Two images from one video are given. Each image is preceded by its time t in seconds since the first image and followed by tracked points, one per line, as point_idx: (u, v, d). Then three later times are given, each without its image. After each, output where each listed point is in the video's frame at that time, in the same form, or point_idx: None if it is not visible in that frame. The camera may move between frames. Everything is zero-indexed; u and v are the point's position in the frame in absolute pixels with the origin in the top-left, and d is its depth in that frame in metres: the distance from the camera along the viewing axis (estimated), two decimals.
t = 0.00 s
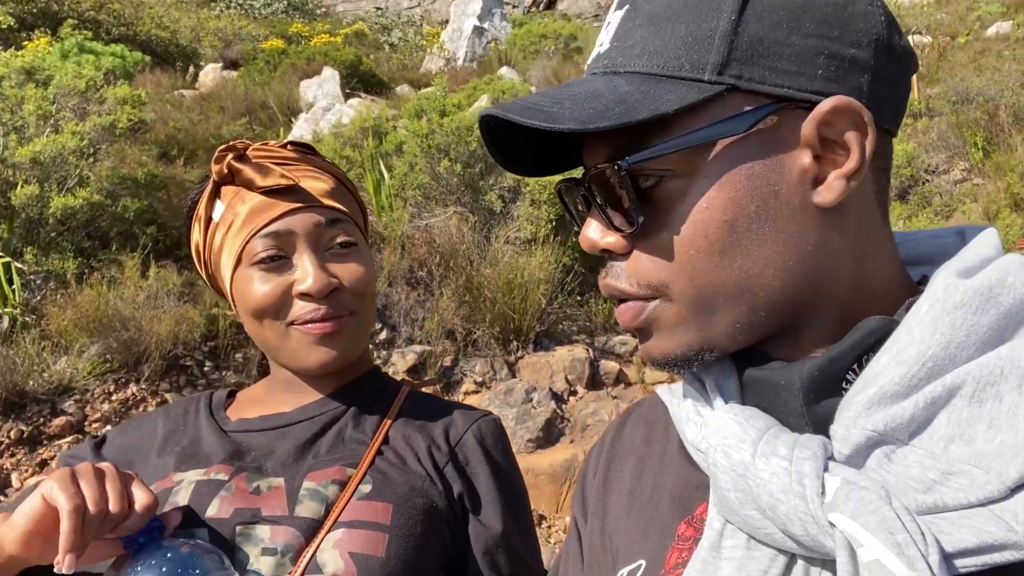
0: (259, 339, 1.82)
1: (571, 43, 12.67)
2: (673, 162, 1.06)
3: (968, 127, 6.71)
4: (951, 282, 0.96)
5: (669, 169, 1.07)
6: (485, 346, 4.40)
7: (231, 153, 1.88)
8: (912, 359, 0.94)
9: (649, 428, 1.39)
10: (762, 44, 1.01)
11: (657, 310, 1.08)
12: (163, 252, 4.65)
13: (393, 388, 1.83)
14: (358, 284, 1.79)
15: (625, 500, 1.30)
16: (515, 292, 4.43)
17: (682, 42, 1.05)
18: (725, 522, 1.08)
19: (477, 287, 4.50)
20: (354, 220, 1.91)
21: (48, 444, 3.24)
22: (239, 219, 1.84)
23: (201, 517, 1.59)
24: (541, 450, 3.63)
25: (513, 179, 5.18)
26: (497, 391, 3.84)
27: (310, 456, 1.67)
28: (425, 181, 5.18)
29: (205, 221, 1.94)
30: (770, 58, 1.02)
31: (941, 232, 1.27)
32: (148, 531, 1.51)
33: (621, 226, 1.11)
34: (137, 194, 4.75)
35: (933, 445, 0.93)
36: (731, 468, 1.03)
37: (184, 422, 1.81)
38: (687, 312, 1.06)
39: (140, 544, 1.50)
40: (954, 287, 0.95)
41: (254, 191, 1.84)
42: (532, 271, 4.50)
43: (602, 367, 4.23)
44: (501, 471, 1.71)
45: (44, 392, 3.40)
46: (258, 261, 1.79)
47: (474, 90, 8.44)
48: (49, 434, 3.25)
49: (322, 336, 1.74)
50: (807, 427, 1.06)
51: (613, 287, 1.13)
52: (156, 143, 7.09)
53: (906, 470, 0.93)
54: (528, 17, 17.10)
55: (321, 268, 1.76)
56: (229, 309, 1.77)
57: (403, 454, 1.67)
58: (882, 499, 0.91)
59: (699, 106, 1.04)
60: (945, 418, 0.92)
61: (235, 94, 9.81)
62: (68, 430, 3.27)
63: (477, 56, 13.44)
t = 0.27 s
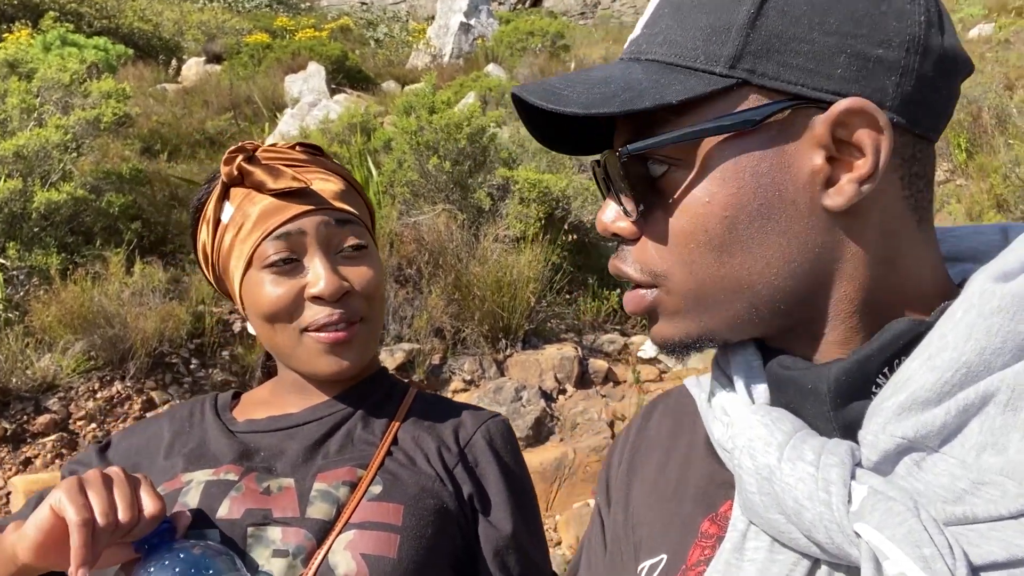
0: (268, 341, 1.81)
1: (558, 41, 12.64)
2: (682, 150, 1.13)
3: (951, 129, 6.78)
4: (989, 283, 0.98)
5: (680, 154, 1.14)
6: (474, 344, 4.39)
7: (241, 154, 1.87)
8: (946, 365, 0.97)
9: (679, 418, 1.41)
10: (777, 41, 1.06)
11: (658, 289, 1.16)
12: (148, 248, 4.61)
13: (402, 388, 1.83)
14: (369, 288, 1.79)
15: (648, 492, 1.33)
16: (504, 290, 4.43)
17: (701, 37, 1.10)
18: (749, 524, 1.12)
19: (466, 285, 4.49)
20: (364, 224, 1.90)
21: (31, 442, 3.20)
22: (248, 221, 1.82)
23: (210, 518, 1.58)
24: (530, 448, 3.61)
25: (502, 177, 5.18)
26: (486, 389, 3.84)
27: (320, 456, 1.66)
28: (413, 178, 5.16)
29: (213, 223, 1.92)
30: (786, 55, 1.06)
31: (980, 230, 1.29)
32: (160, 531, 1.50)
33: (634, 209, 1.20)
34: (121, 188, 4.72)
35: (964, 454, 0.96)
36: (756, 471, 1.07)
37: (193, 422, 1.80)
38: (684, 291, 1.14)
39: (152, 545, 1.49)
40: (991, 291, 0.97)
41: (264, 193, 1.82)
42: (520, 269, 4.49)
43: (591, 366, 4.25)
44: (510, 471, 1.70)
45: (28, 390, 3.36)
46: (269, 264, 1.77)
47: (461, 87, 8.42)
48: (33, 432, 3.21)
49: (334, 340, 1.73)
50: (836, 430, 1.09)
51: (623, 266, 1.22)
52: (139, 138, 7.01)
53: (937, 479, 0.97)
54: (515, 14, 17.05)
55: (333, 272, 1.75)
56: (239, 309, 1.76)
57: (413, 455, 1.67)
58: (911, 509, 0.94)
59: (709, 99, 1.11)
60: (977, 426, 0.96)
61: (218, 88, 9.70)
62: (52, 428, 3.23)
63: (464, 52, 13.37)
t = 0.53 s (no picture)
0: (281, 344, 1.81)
1: (551, 46, 12.69)
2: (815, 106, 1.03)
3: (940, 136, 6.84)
4: (999, 285, 0.98)
5: (818, 112, 1.03)
6: (469, 348, 4.40)
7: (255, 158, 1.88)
8: (957, 367, 0.95)
9: (685, 427, 1.40)
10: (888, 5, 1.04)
11: (820, 267, 1.00)
12: (142, 250, 4.59)
13: (414, 394, 1.84)
14: (381, 292, 1.79)
15: (658, 499, 1.31)
16: (499, 294, 4.45)
17: None
18: (761, 529, 1.09)
19: (462, 289, 4.50)
20: (376, 228, 1.91)
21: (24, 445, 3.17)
22: (263, 224, 1.83)
23: (223, 521, 1.57)
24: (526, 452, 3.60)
25: (497, 182, 5.19)
26: (482, 393, 3.84)
27: (331, 461, 1.66)
28: (409, 181, 5.16)
29: (227, 226, 1.93)
30: (905, 18, 1.05)
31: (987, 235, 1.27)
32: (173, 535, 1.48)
33: (767, 179, 1.05)
34: (114, 191, 4.70)
35: (977, 455, 0.94)
36: (768, 475, 1.04)
37: (203, 427, 1.80)
38: (851, 268, 0.99)
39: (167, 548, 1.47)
40: (1003, 293, 0.97)
41: (278, 196, 1.83)
42: (516, 274, 4.52)
43: (586, 371, 4.28)
44: (520, 478, 1.71)
45: (21, 393, 3.33)
46: (284, 266, 1.78)
47: (454, 91, 8.45)
48: (26, 436, 3.18)
49: (347, 343, 1.73)
50: (854, 434, 1.08)
51: (754, 247, 1.05)
52: (132, 140, 7.00)
53: (950, 481, 0.93)
54: (507, 19, 17.13)
55: (346, 274, 1.75)
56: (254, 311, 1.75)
57: (425, 460, 1.67)
58: (925, 511, 0.90)
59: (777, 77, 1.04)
60: (989, 426, 0.94)
61: (211, 90, 9.69)
62: (45, 431, 3.21)
63: (457, 56, 13.42)
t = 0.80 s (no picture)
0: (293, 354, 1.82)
1: (564, 59, 12.78)
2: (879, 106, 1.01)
3: (955, 148, 6.80)
4: (953, 289, 1.00)
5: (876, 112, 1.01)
6: (480, 360, 4.40)
7: (268, 172, 1.91)
8: (917, 372, 0.97)
9: (657, 444, 1.39)
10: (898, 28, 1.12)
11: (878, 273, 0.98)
12: (157, 262, 4.64)
13: (419, 407, 1.84)
14: (390, 303, 1.81)
15: (634, 515, 1.29)
16: (510, 306, 4.46)
17: None
18: (734, 542, 1.08)
19: (473, 300, 4.52)
20: (385, 239, 1.93)
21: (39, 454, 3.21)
22: (275, 236, 1.85)
23: (231, 525, 1.59)
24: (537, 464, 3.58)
25: (509, 194, 5.21)
26: (492, 405, 3.83)
27: (338, 468, 1.68)
28: (421, 194, 5.19)
29: (240, 239, 1.96)
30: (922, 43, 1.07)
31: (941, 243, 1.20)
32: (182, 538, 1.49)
33: (835, 172, 0.98)
34: (131, 203, 4.77)
35: (939, 459, 0.96)
36: (739, 487, 1.03)
37: (212, 435, 1.83)
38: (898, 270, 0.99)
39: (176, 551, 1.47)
40: (957, 298, 0.98)
41: (290, 209, 1.85)
42: (526, 285, 4.55)
43: (596, 383, 4.28)
44: (523, 488, 1.69)
45: (37, 402, 3.37)
46: (294, 278, 1.80)
47: (468, 104, 8.51)
48: (41, 445, 3.22)
49: (356, 353, 1.75)
50: (825, 443, 1.09)
51: (812, 246, 0.98)
52: (150, 152, 7.09)
53: (914, 485, 0.95)
54: (520, 32, 17.27)
55: (355, 285, 1.77)
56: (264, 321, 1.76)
57: (429, 469, 1.67)
58: (889, 515, 0.91)
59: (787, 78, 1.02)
60: (950, 430, 0.96)
61: (228, 103, 9.82)
62: (60, 440, 3.25)
63: (470, 69, 13.53)
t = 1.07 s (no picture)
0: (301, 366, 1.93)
1: (583, 71, 12.82)
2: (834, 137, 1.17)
3: (977, 158, 6.73)
4: (897, 307, 1.14)
5: (828, 142, 1.16)
6: (496, 371, 4.45)
7: (281, 196, 2.04)
8: (866, 385, 1.10)
9: (630, 456, 1.49)
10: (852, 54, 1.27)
11: (821, 288, 1.14)
12: (181, 274, 4.75)
13: (422, 418, 1.95)
14: (393, 318, 1.92)
15: (607, 528, 1.39)
16: (526, 318, 4.48)
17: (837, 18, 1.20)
18: (699, 552, 1.21)
19: (489, 312, 4.55)
20: (390, 258, 2.05)
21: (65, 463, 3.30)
22: (286, 256, 1.97)
23: (241, 531, 1.69)
24: (551, 476, 3.60)
25: (526, 206, 5.27)
26: (508, 416, 3.87)
27: (342, 478, 1.77)
28: (439, 207, 5.26)
29: (253, 258, 2.08)
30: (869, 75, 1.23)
31: (894, 258, 1.38)
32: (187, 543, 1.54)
33: (785, 197, 1.14)
34: (156, 217, 4.88)
35: (886, 467, 1.07)
36: (700, 497, 1.16)
37: (226, 448, 1.92)
38: (842, 287, 1.15)
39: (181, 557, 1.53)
40: (900, 313, 1.12)
41: (301, 230, 1.98)
42: (543, 297, 4.56)
43: (612, 395, 4.29)
44: (520, 498, 1.80)
45: (63, 412, 3.46)
46: (303, 295, 1.91)
47: (486, 118, 8.59)
48: (67, 454, 3.30)
49: (360, 365, 1.86)
50: (780, 454, 1.22)
51: (763, 263, 1.14)
52: (175, 167, 7.24)
53: (863, 492, 1.07)
54: (540, 45, 17.36)
55: (361, 302, 1.89)
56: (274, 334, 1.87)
57: (429, 479, 1.77)
58: (837, 521, 1.03)
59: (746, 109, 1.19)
60: (897, 440, 1.07)
61: (251, 118, 9.98)
62: (85, 450, 3.32)
63: (490, 82, 13.62)
